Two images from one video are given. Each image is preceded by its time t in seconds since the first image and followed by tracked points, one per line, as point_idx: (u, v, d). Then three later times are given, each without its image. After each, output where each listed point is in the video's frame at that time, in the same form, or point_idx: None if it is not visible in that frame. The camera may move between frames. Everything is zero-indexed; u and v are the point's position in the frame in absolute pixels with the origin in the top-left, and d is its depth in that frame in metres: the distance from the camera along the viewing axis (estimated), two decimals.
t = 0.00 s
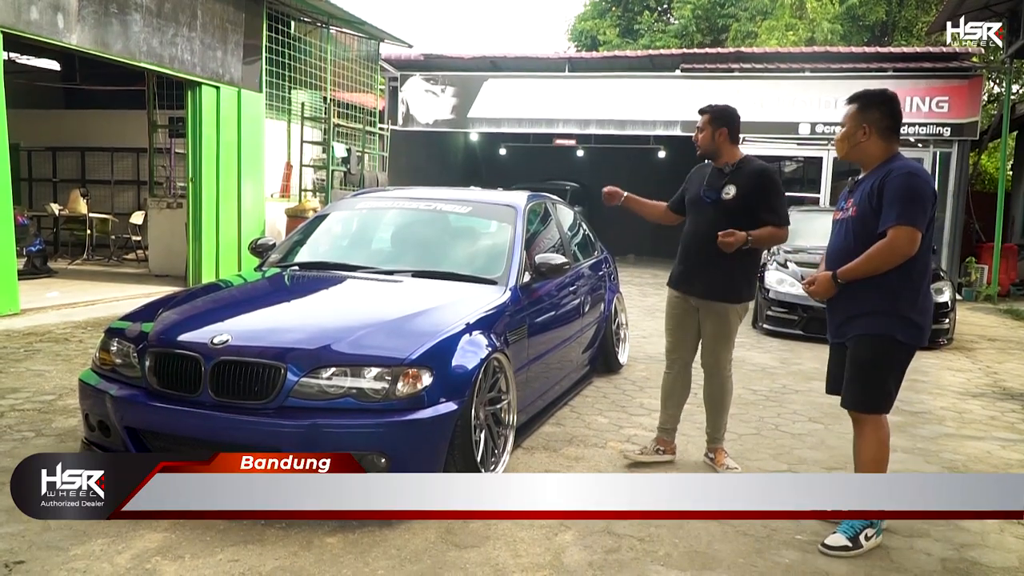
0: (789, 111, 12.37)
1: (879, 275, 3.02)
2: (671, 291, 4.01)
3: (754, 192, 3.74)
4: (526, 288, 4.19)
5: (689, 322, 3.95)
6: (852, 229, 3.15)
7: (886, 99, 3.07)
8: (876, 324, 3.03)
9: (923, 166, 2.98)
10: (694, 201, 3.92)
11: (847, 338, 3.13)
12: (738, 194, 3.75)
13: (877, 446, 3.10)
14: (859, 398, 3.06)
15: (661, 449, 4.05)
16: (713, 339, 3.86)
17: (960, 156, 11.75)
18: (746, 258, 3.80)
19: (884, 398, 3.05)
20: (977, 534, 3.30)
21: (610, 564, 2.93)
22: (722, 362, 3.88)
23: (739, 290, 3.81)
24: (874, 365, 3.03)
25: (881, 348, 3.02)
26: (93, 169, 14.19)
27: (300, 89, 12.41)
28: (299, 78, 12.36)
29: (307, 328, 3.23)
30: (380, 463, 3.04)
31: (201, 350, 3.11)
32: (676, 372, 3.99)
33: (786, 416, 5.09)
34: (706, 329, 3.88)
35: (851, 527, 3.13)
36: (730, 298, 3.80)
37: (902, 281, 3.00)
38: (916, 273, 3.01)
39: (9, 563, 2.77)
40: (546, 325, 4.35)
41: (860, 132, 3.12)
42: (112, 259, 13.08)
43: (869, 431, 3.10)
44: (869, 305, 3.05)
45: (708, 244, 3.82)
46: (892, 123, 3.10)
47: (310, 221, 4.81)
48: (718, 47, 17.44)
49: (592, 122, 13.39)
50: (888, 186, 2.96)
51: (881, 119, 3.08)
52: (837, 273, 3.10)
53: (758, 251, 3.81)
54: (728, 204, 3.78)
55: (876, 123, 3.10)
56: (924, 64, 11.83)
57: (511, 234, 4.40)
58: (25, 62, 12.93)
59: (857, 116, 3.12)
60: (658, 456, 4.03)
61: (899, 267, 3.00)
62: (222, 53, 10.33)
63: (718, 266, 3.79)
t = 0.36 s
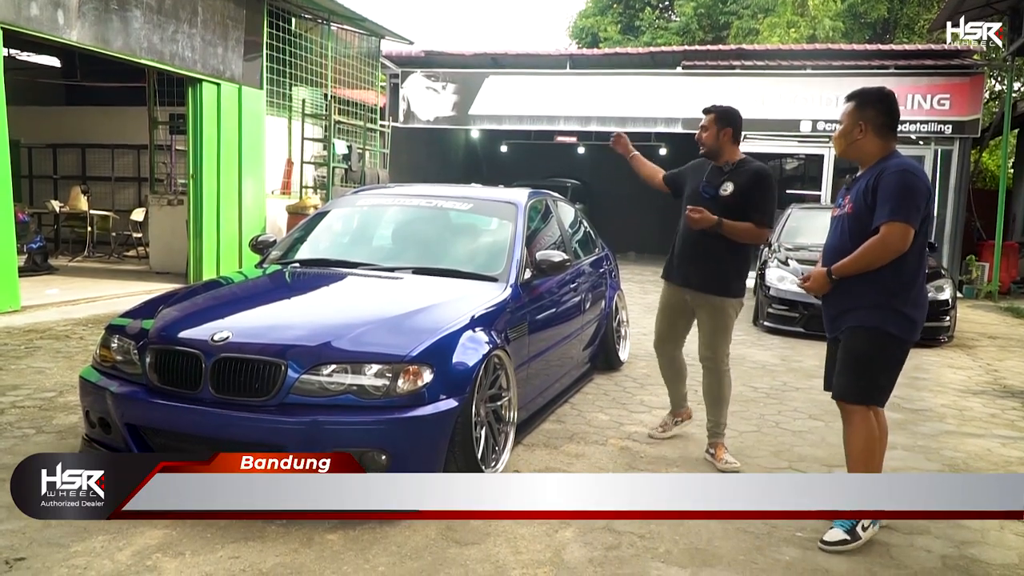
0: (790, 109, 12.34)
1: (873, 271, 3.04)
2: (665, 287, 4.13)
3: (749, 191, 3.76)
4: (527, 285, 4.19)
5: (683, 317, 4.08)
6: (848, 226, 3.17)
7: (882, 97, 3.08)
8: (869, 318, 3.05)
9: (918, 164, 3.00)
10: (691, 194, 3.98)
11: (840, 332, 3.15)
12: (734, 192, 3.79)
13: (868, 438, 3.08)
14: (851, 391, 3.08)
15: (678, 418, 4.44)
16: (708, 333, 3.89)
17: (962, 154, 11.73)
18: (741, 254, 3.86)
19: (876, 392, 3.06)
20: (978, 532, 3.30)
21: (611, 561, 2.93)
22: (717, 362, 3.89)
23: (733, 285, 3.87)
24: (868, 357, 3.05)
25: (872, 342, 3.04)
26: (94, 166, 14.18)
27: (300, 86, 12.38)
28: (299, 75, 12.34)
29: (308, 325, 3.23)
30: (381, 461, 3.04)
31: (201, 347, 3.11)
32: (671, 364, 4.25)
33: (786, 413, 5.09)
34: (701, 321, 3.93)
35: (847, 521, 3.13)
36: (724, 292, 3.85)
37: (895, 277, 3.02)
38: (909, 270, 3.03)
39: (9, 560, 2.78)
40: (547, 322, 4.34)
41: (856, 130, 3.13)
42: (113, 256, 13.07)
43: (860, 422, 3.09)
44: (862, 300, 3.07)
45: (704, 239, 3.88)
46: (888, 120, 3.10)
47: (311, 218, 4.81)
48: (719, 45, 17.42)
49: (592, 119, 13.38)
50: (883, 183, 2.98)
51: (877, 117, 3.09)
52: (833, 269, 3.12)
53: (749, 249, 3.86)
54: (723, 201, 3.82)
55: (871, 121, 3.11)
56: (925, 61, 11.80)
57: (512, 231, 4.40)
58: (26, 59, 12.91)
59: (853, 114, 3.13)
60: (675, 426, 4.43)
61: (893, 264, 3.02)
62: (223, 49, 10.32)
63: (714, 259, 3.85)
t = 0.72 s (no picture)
0: (790, 105, 12.33)
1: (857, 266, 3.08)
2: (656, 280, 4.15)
3: (744, 195, 3.89)
4: (527, 282, 4.18)
5: (680, 311, 4.12)
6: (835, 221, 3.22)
7: (872, 92, 3.11)
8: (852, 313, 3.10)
9: (903, 158, 3.03)
10: (678, 191, 4.01)
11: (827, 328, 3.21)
12: (728, 194, 3.88)
13: (849, 432, 3.17)
14: (838, 387, 3.14)
15: (683, 420, 4.46)
16: (701, 327, 3.99)
17: (963, 149, 11.73)
18: (728, 252, 3.96)
19: (862, 387, 3.11)
20: (979, 528, 3.30)
21: (611, 558, 2.93)
22: (710, 356, 3.97)
23: (721, 278, 3.96)
24: (852, 354, 3.10)
25: (858, 337, 3.09)
26: (94, 163, 14.18)
27: (300, 83, 12.37)
28: (299, 72, 12.32)
29: (309, 322, 3.23)
30: (381, 458, 3.04)
31: (201, 345, 3.11)
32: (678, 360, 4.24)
33: (787, 410, 5.09)
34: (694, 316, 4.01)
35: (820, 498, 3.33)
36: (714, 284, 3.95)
37: (878, 272, 3.07)
38: (894, 265, 3.07)
39: (10, 558, 2.78)
40: (547, 319, 4.34)
41: (845, 125, 3.17)
42: (113, 254, 13.07)
43: (847, 417, 3.17)
44: (846, 295, 3.12)
45: (697, 236, 3.95)
46: (877, 115, 3.14)
47: (311, 215, 4.80)
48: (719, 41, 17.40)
49: (592, 116, 13.37)
50: (865, 177, 3.03)
51: (865, 111, 3.12)
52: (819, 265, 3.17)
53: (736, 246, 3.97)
54: (718, 202, 3.89)
55: (860, 116, 3.14)
56: (925, 57, 11.77)
57: (513, 228, 4.40)
58: (25, 57, 12.89)
59: (841, 110, 3.18)
60: (680, 428, 4.44)
61: (877, 260, 3.06)
62: (223, 47, 10.31)
63: (706, 255, 3.93)
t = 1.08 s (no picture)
0: (791, 103, 12.31)
1: (827, 268, 3.13)
2: (655, 278, 4.15)
3: (749, 197, 3.91)
4: (527, 279, 4.18)
5: (680, 310, 4.11)
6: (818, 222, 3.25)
7: (865, 91, 3.10)
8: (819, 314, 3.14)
9: (884, 163, 3.05)
10: (684, 192, 3.96)
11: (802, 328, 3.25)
12: (737, 196, 3.89)
13: (844, 433, 3.16)
14: (818, 386, 3.15)
15: (682, 420, 4.46)
16: (703, 322, 4.01)
17: (963, 149, 11.73)
18: (728, 252, 3.99)
19: (840, 388, 3.12)
20: (979, 528, 3.30)
21: (610, 556, 2.93)
22: (711, 354, 3.99)
23: (722, 275, 3.99)
24: (824, 355, 3.13)
25: (825, 338, 3.12)
26: (94, 159, 14.18)
27: (301, 79, 12.36)
28: (300, 68, 12.30)
29: (308, 319, 3.23)
30: (380, 455, 3.05)
31: (201, 342, 3.11)
32: (679, 356, 4.22)
33: (786, 409, 5.09)
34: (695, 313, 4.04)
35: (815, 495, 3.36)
36: (717, 284, 3.97)
37: (846, 275, 3.10)
38: (865, 268, 3.09)
39: (9, 553, 2.78)
40: (547, 317, 4.33)
41: (838, 125, 3.19)
42: (114, 249, 13.07)
43: (844, 420, 3.16)
44: (816, 296, 3.17)
45: (701, 236, 3.94)
46: (871, 115, 3.12)
47: (311, 212, 4.80)
48: (720, 40, 17.40)
49: (593, 114, 13.38)
50: (842, 179, 3.07)
51: (858, 112, 3.12)
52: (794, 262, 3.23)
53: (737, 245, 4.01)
54: (726, 204, 3.89)
55: (853, 116, 3.14)
56: (926, 56, 11.75)
57: (513, 226, 4.39)
58: (26, 52, 12.89)
59: (836, 109, 3.19)
60: (679, 427, 4.43)
61: (845, 262, 3.10)
62: (224, 42, 10.30)
63: (711, 256, 3.94)
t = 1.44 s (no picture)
0: (790, 104, 12.33)
1: (818, 267, 3.14)
2: (660, 281, 4.16)
3: (755, 201, 3.94)
4: (527, 281, 4.18)
5: (684, 313, 4.12)
6: (813, 221, 3.26)
7: (873, 94, 3.10)
8: (807, 311, 3.15)
9: (885, 169, 3.05)
10: (692, 195, 3.94)
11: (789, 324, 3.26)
12: (743, 200, 3.91)
13: (839, 432, 3.17)
14: (805, 384, 3.16)
15: (683, 421, 4.46)
16: (708, 325, 4.01)
17: (961, 150, 11.74)
18: (733, 254, 4.00)
19: (827, 387, 3.13)
20: (979, 529, 3.30)
21: (611, 558, 2.94)
22: (714, 355, 4.00)
23: (727, 277, 4.00)
24: (814, 353, 3.13)
25: (812, 335, 3.13)
26: (94, 162, 14.19)
27: (300, 82, 12.37)
28: (299, 71, 12.32)
29: (309, 321, 3.23)
30: (380, 457, 3.05)
31: (201, 344, 3.11)
32: (683, 360, 4.24)
33: (787, 410, 5.09)
34: (701, 315, 4.03)
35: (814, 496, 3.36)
36: (725, 285, 3.97)
37: (837, 276, 3.11)
38: (856, 270, 3.10)
39: (9, 556, 2.78)
40: (546, 318, 4.34)
41: (844, 126, 3.18)
42: (114, 252, 13.08)
43: (837, 418, 3.17)
44: (806, 294, 3.17)
45: (707, 238, 3.94)
46: (877, 119, 3.12)
47: (310, 215, 4.80)
48: (719, 41, 17.43)
49: (592, 115, 13.39)
50: (842, 180, 3.07)
51: (865, 114, 3.12)
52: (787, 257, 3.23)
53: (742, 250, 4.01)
54: (734, 208, 3.90)
55: (859, 118, 3.14)
56: (925, 57, 11.76)
57: (512, 228, 4.40)
58: (25, 54, 12.89)
59: (844, 109, 3.18)
60: (680, 428, 4.44)
61: (838, 262, 3.10)
62: (223, 45, 10.30)
63: (718, 260, 3.95)
